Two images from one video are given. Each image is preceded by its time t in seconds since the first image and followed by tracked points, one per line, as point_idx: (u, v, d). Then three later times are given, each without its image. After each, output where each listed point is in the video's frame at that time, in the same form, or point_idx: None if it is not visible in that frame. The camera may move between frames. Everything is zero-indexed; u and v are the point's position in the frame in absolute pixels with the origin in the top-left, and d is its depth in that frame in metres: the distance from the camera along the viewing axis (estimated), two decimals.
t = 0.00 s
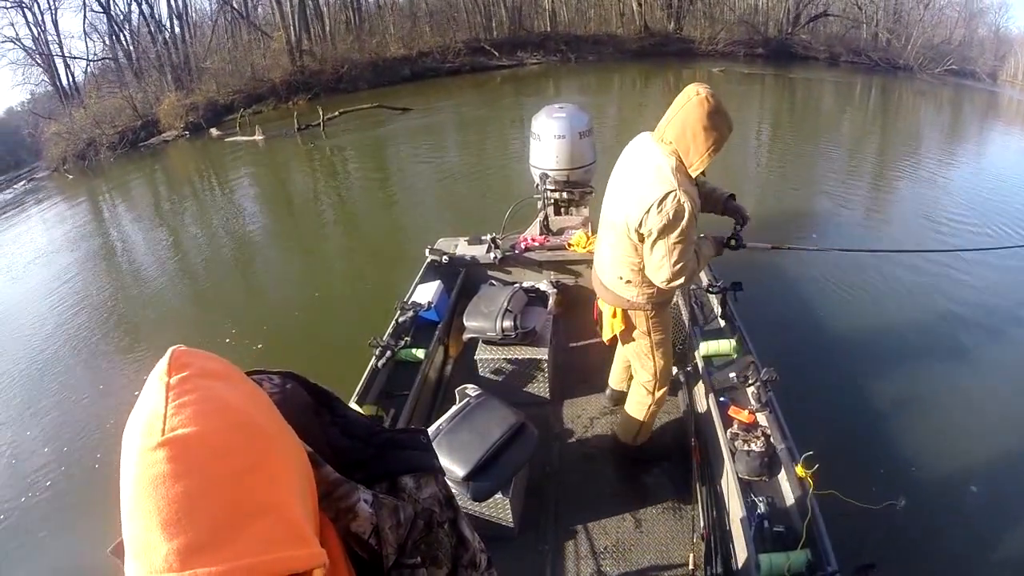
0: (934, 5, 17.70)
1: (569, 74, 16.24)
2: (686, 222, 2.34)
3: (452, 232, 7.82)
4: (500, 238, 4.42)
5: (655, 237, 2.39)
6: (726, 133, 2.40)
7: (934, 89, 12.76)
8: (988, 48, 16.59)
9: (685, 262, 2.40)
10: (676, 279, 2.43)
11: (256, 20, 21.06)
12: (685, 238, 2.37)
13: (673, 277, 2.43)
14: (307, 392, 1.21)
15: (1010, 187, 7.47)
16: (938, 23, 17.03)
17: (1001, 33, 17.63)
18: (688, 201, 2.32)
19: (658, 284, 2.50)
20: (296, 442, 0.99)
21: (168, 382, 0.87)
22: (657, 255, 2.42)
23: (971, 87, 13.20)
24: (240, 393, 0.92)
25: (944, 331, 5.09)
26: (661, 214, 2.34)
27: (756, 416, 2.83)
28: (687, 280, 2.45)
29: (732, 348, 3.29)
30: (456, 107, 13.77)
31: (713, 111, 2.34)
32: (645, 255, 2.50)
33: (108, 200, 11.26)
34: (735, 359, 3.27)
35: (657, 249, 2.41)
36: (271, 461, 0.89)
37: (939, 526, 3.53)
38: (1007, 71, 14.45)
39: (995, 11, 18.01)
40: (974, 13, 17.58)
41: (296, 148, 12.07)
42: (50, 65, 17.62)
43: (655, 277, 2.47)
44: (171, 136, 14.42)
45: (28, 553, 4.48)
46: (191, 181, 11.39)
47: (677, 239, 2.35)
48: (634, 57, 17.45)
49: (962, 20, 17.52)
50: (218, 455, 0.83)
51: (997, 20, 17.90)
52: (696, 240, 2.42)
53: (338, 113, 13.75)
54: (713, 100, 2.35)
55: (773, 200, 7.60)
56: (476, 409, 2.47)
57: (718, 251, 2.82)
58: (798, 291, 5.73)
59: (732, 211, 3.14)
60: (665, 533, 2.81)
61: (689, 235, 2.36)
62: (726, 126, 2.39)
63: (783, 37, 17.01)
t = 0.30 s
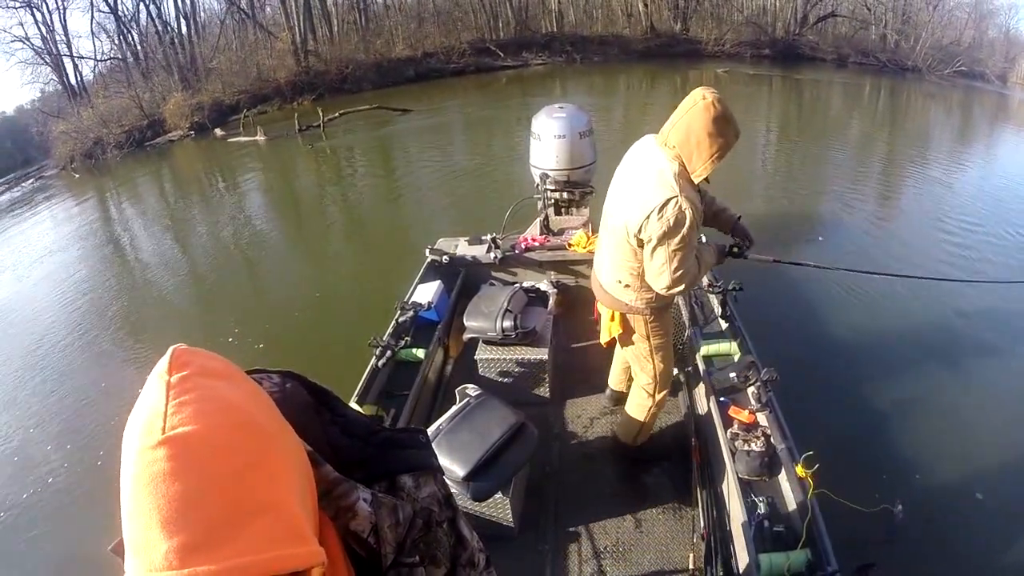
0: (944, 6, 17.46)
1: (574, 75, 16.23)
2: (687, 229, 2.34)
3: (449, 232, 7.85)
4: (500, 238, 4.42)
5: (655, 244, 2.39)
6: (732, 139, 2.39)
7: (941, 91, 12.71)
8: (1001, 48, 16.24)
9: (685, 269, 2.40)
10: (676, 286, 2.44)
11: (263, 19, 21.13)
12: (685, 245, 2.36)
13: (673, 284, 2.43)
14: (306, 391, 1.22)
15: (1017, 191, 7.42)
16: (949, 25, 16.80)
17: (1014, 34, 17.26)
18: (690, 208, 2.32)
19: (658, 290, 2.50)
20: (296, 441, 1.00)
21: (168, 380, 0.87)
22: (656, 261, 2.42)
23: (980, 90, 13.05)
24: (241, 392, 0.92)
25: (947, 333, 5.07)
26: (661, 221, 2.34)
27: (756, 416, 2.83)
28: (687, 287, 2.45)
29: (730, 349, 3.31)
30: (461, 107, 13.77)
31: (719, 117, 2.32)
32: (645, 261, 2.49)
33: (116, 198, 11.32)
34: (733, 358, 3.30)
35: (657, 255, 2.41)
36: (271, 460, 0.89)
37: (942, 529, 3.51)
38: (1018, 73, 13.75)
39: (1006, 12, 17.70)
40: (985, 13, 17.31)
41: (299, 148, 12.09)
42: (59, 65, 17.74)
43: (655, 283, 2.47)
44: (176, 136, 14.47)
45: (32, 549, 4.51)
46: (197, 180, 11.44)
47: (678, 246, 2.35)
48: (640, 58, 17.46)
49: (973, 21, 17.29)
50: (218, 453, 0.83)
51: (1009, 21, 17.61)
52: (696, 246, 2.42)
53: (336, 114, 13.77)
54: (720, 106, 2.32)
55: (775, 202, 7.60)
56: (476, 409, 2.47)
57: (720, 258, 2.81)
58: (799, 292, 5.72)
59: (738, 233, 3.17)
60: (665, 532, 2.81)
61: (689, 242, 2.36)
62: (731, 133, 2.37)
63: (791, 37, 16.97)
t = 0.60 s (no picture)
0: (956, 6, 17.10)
1: (579, 76, 16.20)
2: (688, 230, 2.34)
3: (446, 233, 7.88)
4: (500, 238, 4.43)
5: (656, 244, 2.39)
6: (732, 139, 2.38)
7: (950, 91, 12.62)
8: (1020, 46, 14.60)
9: (685, 270, 2.40)
10: (676, 287, 2.43)
11: (269, 20, 21.21)
12: (685, 245, 2.36)
13: (673, 285, 2.43)
14: (307, 389, 1.22)
15: None
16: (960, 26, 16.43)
17: None
18: (689, 208, 2.32)
19: (658, 292, 2.49)
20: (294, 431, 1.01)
21: (170, 367, 0.88)
22: (656, 262, 2.42)
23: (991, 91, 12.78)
24: (241, 378, 0.94)
25: (951, 335, 5.05)
26: (661, 221, 2.34)
27: (756, 417, 2.83)
28: (688, 287, 2.45)
29: (731, 348, 3.32)
30: (465, 108, 13.75)
31: (719, 117, 2.32)
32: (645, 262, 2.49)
33: (123, 197, 11.38)
34: (733, 357, 3.31)
35: (657, 256, 2.41)
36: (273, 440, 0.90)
37: (946, 533, 3.49)
38: None
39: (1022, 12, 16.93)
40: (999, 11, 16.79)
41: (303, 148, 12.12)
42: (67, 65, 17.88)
43: (655, 284, 2.47)
44: (181, 136, 14.51)
45: (37, 545, 4.53)
46: (202, 179, 11.48)
47: (678, 246, 2.35)
48: (645, 59, 17.45)
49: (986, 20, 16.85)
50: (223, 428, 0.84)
51: None
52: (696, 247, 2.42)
53: (337, 115, 13.80)
54: (719, 106, 2.33)
55: (778, 204, 7.61)
56: (476, 409, 2.47)
57: (720, 258, 2.82)
58: (800, 292, 5.71)
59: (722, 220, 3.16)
60: (665, 532, 2.81)
61: (689, 243, 2.36)
62: (731, 133, 2.36)
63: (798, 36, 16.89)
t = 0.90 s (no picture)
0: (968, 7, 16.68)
1: (584, 77, 16.19)
2: (688, 230, 2.34)
3: (448, 233, 7.88)
4: (500, 238, 4.42)
5: (657, 245, 2.39)
6: (732, 138, 2.38)
7: (957, 92, 12.53)
8: None
9: (686, 269, 2.40)
10: (678, 287, 2.43)
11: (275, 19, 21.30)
12: (686, 244, 2.36)
13: (675, 284, 2.43)
14: (312, 386, 1.22)
15: None
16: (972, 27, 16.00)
17: None
18: (691, 207, 2.32)
19: (660, 291, 2.49)
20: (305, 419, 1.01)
21: (182, 353, 0.88)
22: (658, 262, 2.41)
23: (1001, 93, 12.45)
24: (252, 363, 0.93)
25: (954, 336, 5.03)
26: (662, 221, 2.34)
27: (756, 416, 2.83)
28: (689, 286, 2.45)
29: (731, 348, 3.33)
30: (468, 109, 13.73)
31: (718, 116, 2.32)
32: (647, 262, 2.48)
33: (128, 193, 11.42)
34: (733, 357, 3.32)
35: (659, 256, 2.40)
36: (284, 425, 0.90)
37: (948, 534, 3.47)
38: None
39: None
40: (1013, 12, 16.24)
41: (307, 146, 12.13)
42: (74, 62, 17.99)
43: (657, 284, 2.47)
44: (185, 134, 14.54)
45: (40, 541, 4.55)
46: (207, 176, 11.52)
47: (679, 246, 2.35)
48: (650, 59, 17.44)
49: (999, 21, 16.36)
50: (235, 413, 0.84)
51: None
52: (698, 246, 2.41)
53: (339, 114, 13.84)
54: (720, 105, 2.33)
55: (780, 205, 7.62)
56: (476, 409, 2.48)
57: (721, 256, 2.81)
58: (802, 293, 5.70)
59: (740, 219, 3.15)
60: (665, 532, 2.81)
61: (689, 242, 2.36)
62: (731, 132, 2.36)
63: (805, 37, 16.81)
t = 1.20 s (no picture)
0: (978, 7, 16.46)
1: (589, 76, 16.16)
2: (693, 228, 2.34)
3: (449, 232, 7.87)
4: (501, 237, 4.42)
5: (662, 244, 2.38)
6: (734, 135, 2.38)
7: (966, 93, 12.39)
8: None
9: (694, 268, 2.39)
10: (684, 286, 2.42)
11: (280, 17, 21.34)
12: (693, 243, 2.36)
13: (681, 283, 2.42)
14: (310, 386, 1.22)
15: None
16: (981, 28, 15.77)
17: None
18: (698, 206, 2.31)
19: (666, 290, 2.48)
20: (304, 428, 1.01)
21: (181, 362, 0.88)
22: (665, 261, 2.40)
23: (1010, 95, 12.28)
24: (252, 374, 0.93)
25: (956, 338, 5.00)
26: (671, 220, 2.33)
27: (756, 416, 2.83)
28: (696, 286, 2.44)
29: (730, 347, 3.33)
30: (473, 108, 13.68)
31: (722, 113, 2.32)
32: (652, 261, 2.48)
33: (134, 190, 11.46)
34: (732, 356, 3.32)
35: (666, 255, 2.39)
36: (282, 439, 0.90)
37: (949, 538, 3.45)
38: None
39: None
40: None
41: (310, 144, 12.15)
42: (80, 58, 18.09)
43: (663, 283, 2.46)
44: (189, 131, 14.57)
45: (42, 534, 4.58)
46: (211, 173, 11.55)
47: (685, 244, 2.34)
48: (655, 59, 17.41)
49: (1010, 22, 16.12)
50: (231, 428, 0.84)
51: None
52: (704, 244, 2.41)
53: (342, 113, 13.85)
54: (722, 102, 2.33)
55: (782, 206, 7.61)
56: (476, 409, 2.48)
57: (724, 255, 2.81)
58: (803, 293, 5.69)
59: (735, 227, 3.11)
60: (665, 532, 2.81)
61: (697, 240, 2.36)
62: (733, 130, 2.37)
63: (812, 37, 16.69)
